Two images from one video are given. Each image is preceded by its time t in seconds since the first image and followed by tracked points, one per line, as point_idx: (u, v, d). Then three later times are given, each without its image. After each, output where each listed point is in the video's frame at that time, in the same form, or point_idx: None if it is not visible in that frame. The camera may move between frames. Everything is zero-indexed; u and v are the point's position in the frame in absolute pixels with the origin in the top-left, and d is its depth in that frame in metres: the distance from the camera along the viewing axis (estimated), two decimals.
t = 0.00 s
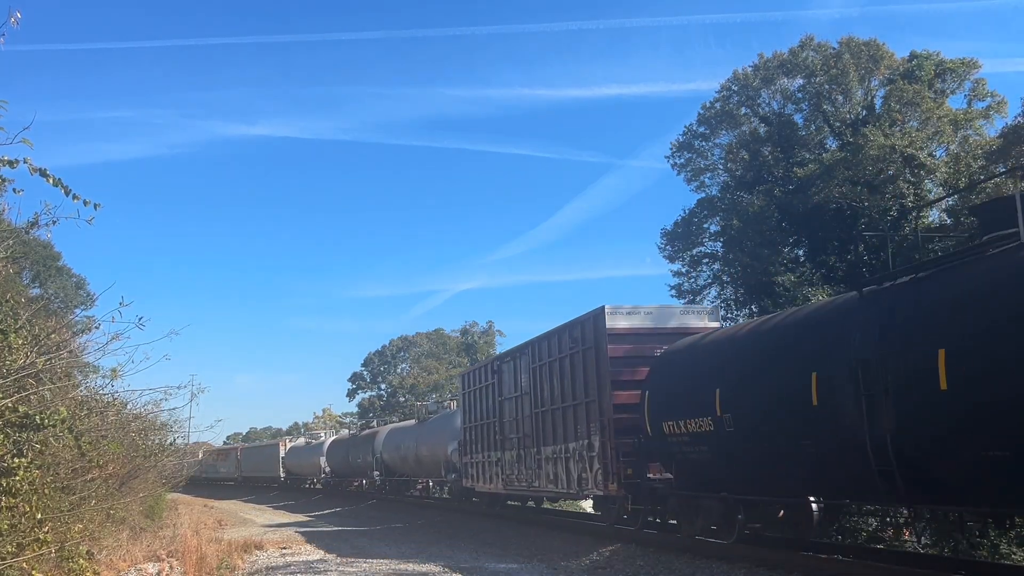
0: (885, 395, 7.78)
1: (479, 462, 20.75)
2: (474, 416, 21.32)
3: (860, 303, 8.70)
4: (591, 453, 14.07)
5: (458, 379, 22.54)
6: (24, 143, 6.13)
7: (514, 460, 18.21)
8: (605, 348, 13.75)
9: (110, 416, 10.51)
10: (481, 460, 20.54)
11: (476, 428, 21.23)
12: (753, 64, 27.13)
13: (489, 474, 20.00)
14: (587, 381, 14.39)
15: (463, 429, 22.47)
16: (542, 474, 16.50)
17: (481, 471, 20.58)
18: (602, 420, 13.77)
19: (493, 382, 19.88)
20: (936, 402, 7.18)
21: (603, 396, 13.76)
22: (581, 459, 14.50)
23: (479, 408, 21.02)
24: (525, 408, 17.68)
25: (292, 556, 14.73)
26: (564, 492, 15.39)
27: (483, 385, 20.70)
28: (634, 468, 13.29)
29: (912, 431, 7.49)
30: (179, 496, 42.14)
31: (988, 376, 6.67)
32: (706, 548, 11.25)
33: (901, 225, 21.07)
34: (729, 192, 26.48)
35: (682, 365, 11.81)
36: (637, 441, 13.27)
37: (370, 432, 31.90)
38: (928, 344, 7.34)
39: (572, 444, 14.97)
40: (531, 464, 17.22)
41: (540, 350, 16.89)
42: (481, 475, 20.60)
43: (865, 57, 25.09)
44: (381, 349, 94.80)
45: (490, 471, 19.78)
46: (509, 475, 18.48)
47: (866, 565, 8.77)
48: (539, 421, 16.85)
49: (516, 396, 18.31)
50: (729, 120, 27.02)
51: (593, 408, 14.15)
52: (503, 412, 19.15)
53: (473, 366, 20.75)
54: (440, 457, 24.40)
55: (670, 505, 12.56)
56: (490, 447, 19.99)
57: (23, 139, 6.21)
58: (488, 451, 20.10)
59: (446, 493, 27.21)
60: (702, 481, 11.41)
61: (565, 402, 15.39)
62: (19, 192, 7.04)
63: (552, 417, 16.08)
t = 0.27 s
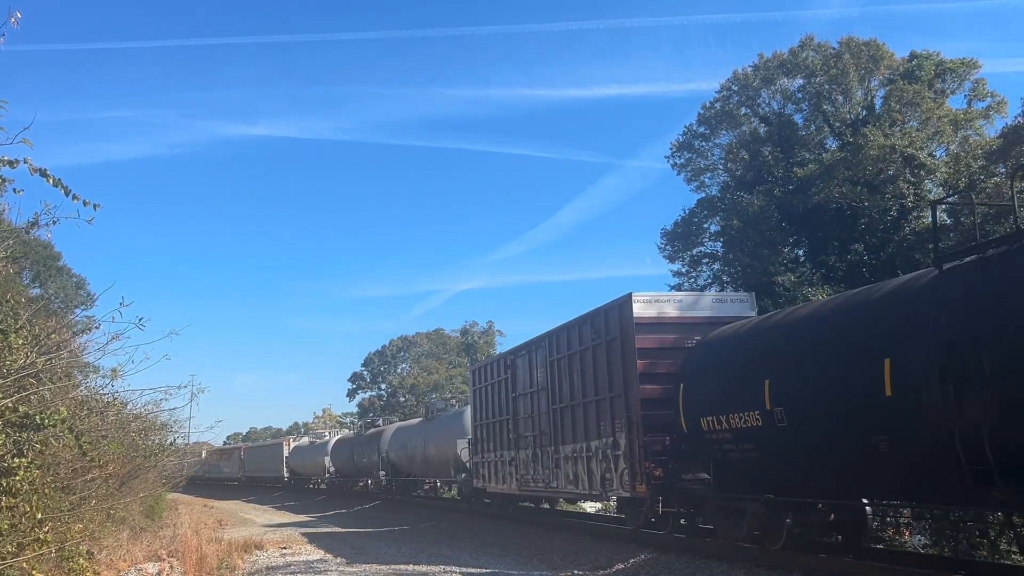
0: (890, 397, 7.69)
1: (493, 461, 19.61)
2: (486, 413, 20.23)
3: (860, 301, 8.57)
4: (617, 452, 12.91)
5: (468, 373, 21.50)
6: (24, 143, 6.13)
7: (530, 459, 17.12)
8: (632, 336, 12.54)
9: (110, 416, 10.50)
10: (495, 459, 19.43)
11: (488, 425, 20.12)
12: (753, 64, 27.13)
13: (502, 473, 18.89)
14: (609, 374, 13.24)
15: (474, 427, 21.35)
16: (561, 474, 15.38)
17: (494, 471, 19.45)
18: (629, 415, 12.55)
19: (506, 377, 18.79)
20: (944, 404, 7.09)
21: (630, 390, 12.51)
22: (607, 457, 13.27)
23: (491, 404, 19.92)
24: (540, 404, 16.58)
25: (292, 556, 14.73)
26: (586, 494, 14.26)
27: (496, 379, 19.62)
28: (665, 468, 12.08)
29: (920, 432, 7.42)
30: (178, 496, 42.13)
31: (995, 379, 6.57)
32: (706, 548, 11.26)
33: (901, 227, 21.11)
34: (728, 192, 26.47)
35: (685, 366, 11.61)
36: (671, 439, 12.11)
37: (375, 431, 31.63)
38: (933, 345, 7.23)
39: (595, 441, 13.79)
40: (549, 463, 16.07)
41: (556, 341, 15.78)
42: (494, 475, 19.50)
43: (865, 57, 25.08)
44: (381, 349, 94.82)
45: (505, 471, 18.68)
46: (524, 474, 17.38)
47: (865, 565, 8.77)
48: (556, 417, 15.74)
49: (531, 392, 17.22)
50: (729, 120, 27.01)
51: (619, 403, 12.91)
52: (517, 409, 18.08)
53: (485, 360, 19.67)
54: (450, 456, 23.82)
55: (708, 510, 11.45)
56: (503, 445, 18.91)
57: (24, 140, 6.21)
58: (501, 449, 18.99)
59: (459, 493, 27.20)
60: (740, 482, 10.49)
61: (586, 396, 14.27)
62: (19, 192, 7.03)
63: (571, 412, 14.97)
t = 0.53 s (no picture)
0: (874, 406, 7.56)
1: (507, 461, 18.57)
2: (499, 411, 19.21)
3: (847, 303, 8.36)
4: (647, 451, 11.82)
5: (478, 369, 20.49)
6: (23, 142, 6.13)
7: (547, 459, 16.09)
8: (663, 324, 11.47)
9: (110, 416, 10.50)
10: (509, 459, 18.41)
11: (501, 424, 19.08)
12: (753, 64, 27.13)
13: (517, 474, 17.88)
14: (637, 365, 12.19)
15: (487, 424, 20.33)
16: (582, 476, 14.31)
17: (509, 472, 18.39)
18: (659, 410, 11.50)
19: (521, 372, 17.75)
20: (933, 417, 6.94)
21: (661, 384, 11.43)
22: (636, 456, 12.18)
23: (505, 401, 18.89)
24: (558, 400, 15.54)
25: (292, 557, 14.74)
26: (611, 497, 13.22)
27: (509, 375, 18.58)
28: (700, 468, 10.88)
29: (907, 442, 7.31)
30: (178, 496, 42.16)
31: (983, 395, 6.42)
32: (706, 548, 11.27)
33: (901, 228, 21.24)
34: (729, 191, 26.44)
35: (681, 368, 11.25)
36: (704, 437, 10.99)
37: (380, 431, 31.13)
38: (919, 356, 7.05)
39: (621, 440, 12.74)
40: (567, 464, 15.05)
41: (575, 332, 14.73)
42: (508, 476, 18.47)
43: (865, 57, 25.07)
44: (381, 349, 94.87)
45: (519, 472, 17.69)
46: (540, 475, 16.39)
47: (864, 564, 8.78)
48: (575, 414, 14.70)
49: (547, 387, 16.19)
50: (729, 120, 27.01)
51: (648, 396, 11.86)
52: (532, 406, 17.05)
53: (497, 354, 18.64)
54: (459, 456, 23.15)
55: (745, 514, 10.35)
56: (517, 444, 17.90)
57: (22, 139, 6.20)
58: (516, 449, 17.98)
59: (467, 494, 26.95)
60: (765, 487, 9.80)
61: (610, 391, 13.23)
62: (19, 193, 7.03)
63: (592, 408, 13.94)
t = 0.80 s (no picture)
0: (871, 406, 7.54)
1: (522, 460, 17.73)
2: (512, 408, 18.39)
3: (849, 304, 8.30)
4: (683, 449, 11.02)
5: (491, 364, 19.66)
6: (23, 141, 6.13)
7: (566, 458, 15.27)
8: (700, 311, 10.62)
9: (110, 416, 10.50)
10: (524, 458, 17.58)
11: (516, 421, 18.23)
12: (753, 64, 27.13)
13: (532, 474, 17.06)
14: (670, 355, 11.35)
15: (500, 421, 19.48)
16: (606, 475, 13.51)
17: (524, 472, 17.55)
18: (695, 405, 10.67)
19: (536, 365, 16.91)
20: (934, 419, 6.89)
21: (698, 376, 10.58)
22: (669, 455, 11.39)
23: (519, 397, 18.05)
24: (578, 395, 14.72)
25: (292, 556, 14.74)
26: (639, 498, 12.43)
27: (523, 369, 17.73)
28: (740, 468, 10.11)
29: (903, 443, 7.32)
30: (178, 496, 42.16)
31: (986, 398, 6.35)
32: (706, 548, 11.27)
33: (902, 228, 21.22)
34: (729, 191, 26.43)
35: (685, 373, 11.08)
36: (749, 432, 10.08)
37: (386, 430, 30.55)
38: (920, 358, 6.99)
39: (652, 437, 11.93)
40: (589, 462, 14.24)
41: (599, 322, 13.88)
42: (523, 476, 17.64)
43: (865, 57, 25.06)
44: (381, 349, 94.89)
45: (535, 472, 16.89)
46: (559, 475, 15.58)
47: (863, 565, 8.78)
48: (598, 409, 13.87)
49: (566, 381, 15.36)
50: (729, 120, 27.02)
51: (683, 390, 11.03)
52: (549, 401, 16.23)
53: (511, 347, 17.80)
54: (468, 455, 22.44)
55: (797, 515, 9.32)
56: (533, 442, 17.08)
57: (22, 138, 6.21)
58: (531, 447, 17.15)
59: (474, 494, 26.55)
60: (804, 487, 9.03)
61: (639, 384, 12.39)
62: (19, 193, 7.02)
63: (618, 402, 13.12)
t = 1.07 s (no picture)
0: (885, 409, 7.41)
1: (538, 459, 16.95)
2: (528, 404, 17.64)
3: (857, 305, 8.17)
4: (723, 446, 10.25)
5: (504, 359, 18.89)
6: (24, 142, 6.13)
7: (586, 457, 14.52)
8: (745, 295, 9.85)
9: (110, 416, 10.50)
10: (540, 457, 16.83)
11: (531, 418, 17.46)
12: (753, 64, 27.14)
13: (549, 474, 16.27)
14: (708, 345, 10.58)
15: (514, 418, 18.70)
16: (633, 475, 12.74)
17: (540, 472, 16.79)
18: (738, 399, 9.90)
19: (553, 360, 16.15)
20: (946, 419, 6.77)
21: (742, 367, 9.82)
22: (708, 453, 10.61)
23: (535, 393, 17.29)
24: (601, 390, 13.95)
25: (292, 556, 14.75)
26: (671, 500, 11.65)
27: (539, 364, 16.98)
28: (791, 468, 9.35)
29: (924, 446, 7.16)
30: (179, 496, 42.21)
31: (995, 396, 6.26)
32: (706, 548, 11.29)
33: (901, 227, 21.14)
34: (728, 191, 26.43)
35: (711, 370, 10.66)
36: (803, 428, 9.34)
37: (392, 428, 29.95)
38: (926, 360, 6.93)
39: (687, 434, 11.14)
40: (613, 461, 13.46)
41: (625, 312, 13.11)
42: (539, 477, 16.83)
43: (865, 57, 25.06)
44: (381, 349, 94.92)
45: (552, 472, 16.13)
46: (579, 476, 14.82)
47: (862, 565, 8.80)
48: (623, 405, 13.11)
49: (587, 375, 14.58)
50: (729, 120, 27.03)
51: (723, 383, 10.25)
52: (567, 397, 15.46)
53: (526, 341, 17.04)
54: (479, 453, 21.71)
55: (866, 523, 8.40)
56: (550, 441, 16.33)
57: (23, 139, 6.22)
58: (548, 446, 16.38)
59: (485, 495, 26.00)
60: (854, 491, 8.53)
61: (671, 377, 11.62)
62: (19, 193, 7.02)
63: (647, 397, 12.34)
